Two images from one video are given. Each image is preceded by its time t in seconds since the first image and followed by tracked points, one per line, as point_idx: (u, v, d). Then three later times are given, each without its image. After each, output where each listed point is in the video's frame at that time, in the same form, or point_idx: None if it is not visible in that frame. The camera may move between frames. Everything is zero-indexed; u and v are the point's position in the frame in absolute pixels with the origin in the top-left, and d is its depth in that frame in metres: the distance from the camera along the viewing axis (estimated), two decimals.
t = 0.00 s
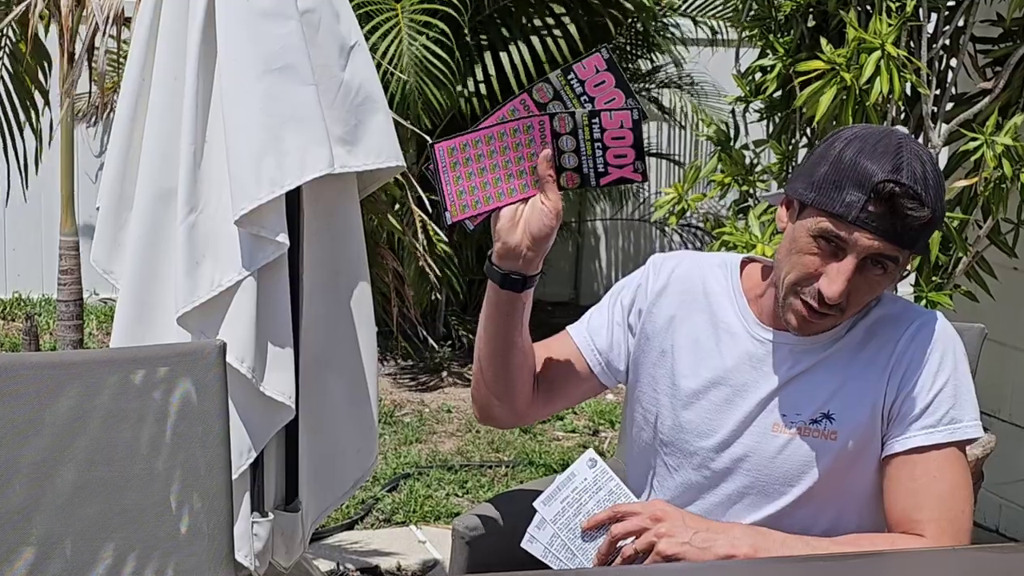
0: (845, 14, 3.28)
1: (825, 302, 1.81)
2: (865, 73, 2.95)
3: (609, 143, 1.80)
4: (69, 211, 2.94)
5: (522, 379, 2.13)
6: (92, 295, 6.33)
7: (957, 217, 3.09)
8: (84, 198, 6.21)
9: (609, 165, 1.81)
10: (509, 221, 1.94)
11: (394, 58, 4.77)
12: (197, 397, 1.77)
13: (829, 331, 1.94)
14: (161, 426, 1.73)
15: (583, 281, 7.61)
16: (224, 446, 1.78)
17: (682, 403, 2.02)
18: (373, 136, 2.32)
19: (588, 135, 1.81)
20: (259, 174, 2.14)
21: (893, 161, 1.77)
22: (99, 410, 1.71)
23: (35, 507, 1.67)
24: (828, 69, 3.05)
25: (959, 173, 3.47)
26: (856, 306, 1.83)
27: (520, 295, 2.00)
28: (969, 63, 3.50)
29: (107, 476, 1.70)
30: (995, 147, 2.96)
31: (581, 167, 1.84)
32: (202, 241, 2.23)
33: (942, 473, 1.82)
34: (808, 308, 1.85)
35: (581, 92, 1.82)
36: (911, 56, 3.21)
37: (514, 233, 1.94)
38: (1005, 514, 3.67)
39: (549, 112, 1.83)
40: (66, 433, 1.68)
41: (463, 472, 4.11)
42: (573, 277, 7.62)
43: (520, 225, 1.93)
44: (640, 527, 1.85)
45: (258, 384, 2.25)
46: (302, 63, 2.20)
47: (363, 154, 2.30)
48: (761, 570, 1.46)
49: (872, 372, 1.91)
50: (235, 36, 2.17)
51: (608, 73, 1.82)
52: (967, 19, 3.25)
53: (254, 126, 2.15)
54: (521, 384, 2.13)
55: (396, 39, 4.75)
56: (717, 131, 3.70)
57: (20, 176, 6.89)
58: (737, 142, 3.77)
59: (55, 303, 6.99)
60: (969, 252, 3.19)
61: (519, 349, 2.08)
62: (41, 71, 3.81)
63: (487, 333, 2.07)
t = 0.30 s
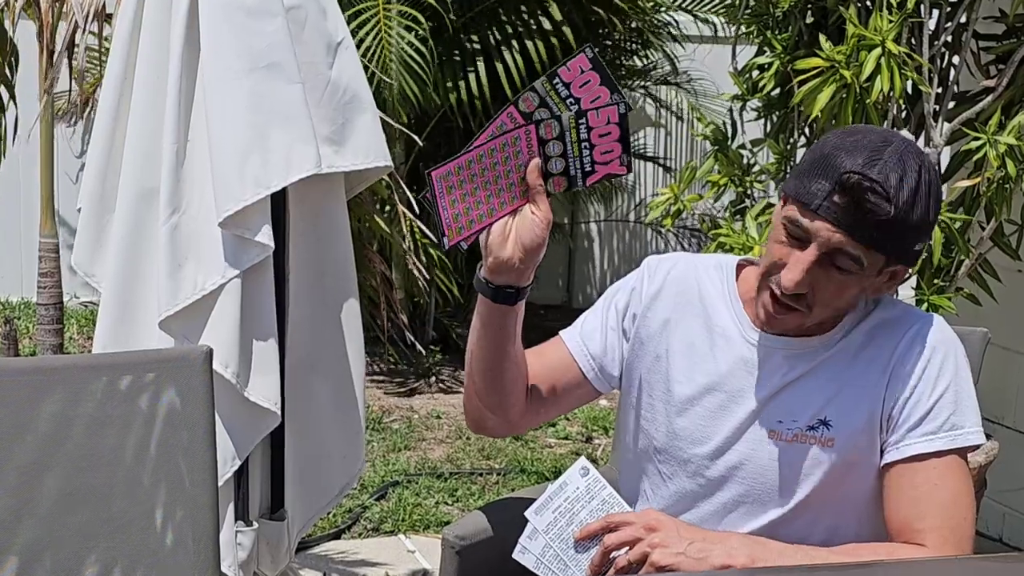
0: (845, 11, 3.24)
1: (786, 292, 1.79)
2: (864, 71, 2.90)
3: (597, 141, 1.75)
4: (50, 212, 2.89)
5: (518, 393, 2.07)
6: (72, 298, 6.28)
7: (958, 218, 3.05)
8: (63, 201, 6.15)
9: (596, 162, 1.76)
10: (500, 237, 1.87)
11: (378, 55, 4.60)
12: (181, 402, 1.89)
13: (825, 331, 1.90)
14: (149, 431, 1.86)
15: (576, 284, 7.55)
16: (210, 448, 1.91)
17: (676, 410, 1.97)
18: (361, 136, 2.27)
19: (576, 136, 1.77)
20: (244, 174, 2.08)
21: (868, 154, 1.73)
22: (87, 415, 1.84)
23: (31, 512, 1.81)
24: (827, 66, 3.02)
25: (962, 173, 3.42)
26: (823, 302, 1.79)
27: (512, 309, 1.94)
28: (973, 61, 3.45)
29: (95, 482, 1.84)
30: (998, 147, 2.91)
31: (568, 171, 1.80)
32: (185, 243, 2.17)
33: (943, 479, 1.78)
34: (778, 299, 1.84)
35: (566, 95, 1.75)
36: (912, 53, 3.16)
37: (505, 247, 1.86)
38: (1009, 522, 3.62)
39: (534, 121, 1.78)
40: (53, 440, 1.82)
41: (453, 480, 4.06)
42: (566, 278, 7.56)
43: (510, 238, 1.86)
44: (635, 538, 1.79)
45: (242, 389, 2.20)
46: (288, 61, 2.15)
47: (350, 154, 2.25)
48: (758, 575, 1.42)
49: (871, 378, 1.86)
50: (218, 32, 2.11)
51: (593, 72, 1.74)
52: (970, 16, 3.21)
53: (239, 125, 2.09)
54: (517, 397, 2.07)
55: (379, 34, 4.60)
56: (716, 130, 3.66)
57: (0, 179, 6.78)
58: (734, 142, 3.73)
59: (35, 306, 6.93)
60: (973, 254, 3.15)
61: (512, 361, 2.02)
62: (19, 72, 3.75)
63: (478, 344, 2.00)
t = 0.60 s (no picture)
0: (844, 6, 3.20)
1: (737, 275, 1.79)
2: (864, 69, 2.86)
3: (588, 149, 1.75)
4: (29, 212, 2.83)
5: (517, 405, 2.01)
6: (52, 302, 6.21)
7: (959, 219, 3.00)
8: (44, 203, 6.08)
9: (584, 172, 1.76)
10: (484, 246, 1.82)
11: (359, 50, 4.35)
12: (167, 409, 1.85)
13: (817, 338, 1.85)
14: (134, 441, 1.82)
15: (568, 287, 7.50)
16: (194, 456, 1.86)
17: (673, 418, 1.93)
18: (347, 135, 2.22)
19: (568, 145, 1.76)
20: (228, 174, 2.03)
21: (834, 145, 1.70)
22: (75, 420, 1.80)
23: (18, 516, 1.76)
24: (827, 64, 2.98)
25: (963, 174, 3.38)
26: (773, 292, 1.76)
27: (506, 319, 1.88)
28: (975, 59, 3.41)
29: (88, 490, 1.80)
30: (1002, 146, 2.87)
31: (557, 180, 1.78)
32: (169, 245, 2.11)
33: (947, 489, 1.73)
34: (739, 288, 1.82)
35: (564, 106, 1.74)
36: (913, 50, 3.13)
37: (494, 257, 1.82)
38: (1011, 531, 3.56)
39: (531, 131, 1.76)
40: (42, 446, 1.77)
41: (442, 489, 4.00)
42: (557, 282, 7.50)
43: (498, 248, 1.82)
44: (626, 550, 1.75)
45: (225, 395, 2.15)
46: (274, 59, 2.09)
47: (337, 154, 2.20)
48: None
49: (872, 384, 1.81)
50: (202, 30, 2.06)
51: (592, 84, 1.73)
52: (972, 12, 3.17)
53: (222, 124, 2.04)
54: (515, 410, 2.01)
55: (359, 28, 4.36)
56: (711, 129, 3.61)
57: None
58: (730, 141, 3.68)
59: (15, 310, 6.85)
60: (975, 256, 3.10)
61: (508, 374, 1.96)
62: None
63: (472, 356, 1.94)
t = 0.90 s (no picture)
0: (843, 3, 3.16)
1: (718, 281, 1.74)
2: (865, 66, 2.83)
3: (568, 166, 1.70)
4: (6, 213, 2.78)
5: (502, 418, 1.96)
6: (30, 306, 6.14)
7: (961, 219, 2.96)
8: (22, 204, 6.00)
9: (566, 190, 1.71)
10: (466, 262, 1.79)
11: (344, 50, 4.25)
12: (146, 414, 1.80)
13: (809, 344, 1.80)
14: (113, 447, 1.77)
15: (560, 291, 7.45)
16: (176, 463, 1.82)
17: (665, 427, 1.88)
18: (332, 134, 2.16)
19: (546, 160, 1.70)
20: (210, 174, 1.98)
21: (815, 145, 1.65)
22: (51, 426, 1.75)
23: None
24: (826, 61, 2.95)
25: (965, 175, 3.34)
26: (754, 298, 1.71)
27: (486, 336, 1.85)
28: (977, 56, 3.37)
29: (69, 497, 1.75)
30: (1005, 146, 2.84)
31: (535, 196, 1.73)
32: (150, 247, 2.06)
33: (947, 499, 1.67)
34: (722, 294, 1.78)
35: (540, 114, 1.68)
36: (914, 48, 3.10)
37: (472, 274, 1.78)
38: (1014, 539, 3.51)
39: (506, 139, 1.70)
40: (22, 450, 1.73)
41: (430, 497, 3.94)
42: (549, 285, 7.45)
43: (476, 263, 1.78)
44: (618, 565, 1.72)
45: (208, 401, 2.10)
46: (258, 56, 2.04)
47: (322, 154, 2.14)
48: None
49: (868, 391, 1.75)
50: (182, 24, 2.00)
51: (571, 93, 1.68)
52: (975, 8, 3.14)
53: (203, 123, 1.98)
54: (501, 422, 1.96)
55: (342, 28, 4.26)
56: (706, 128, 3.57)
57: None
58: (727, 140, 3.63)
59: None
60: (977, 258, 3.06)
61: (492, 394, 1.93)
62: None
63: (457, 368, 1.89)
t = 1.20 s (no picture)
0: None
1: (715, 285, 1.69)
2: (865, 64, 2.78)
3: (557, 162, 1.65)
4: None
5: (490, 424, 1.92)
6: (10, 309, 6.07)
7: (961, 221, 2.91)
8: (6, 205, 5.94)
9: (555, 186, 1.67)
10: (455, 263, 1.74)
11: (330, 47, 4.19)
12: (127, 419, 1.77)
13: (810, 345, 1.75)
14: (91, 455, 1.74)
15: (552, 295, 7.40)
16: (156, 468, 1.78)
17: (660, 434, 1.83)
18: (318, 134, 2.12)
19: (536, 155, 1.66)
20: (192, 174, 1.93)
21: (810, 142, 1.61)
22: (26, 431, 1.72)
23: None
24: (823, 59, 2.91)
25: (966, 175, 3.30)
26: (753, 301, 1.66)
27: (476, 339, 1.80)
28: (982, 54, 3.32)
29: (47, 503, 1.73)
30: (1008, 146, 2.81)
31: (524, 193, 1.69)
32: (132, 249, 2.01)
33: (946, 506, 1.62)
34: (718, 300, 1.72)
35: (528, 111, 1.63)
36: (914, 45, 3.06)
37: (462, 274, 1.73)
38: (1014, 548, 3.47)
39: (493, 136, 1.65)
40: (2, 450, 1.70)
41: (418, 506, 3.89)
42: (541, 288, 7.40)
43: (465, 263, 1.73)
44: None
45: (191, 408, 2.05)
46: (242, 54, 1.99)
47: (307, 154, 2.09)
48: None
49: (866, 397, 1.71)
50: (164, 19, 1.94)
51: (560, 88, 1.62)
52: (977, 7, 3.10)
53: (186, 121, 1.93)
54: (489, 428, 1.92)
55: (328, 27, 4.21)
56: (702, 128, 3.53)
57: None
58: (723, 140, 3.59)
59: None
60: (980, 261, 3.01)
61: (481, 398, 1.88)
62: None
63: (446, 373, 1.85)
